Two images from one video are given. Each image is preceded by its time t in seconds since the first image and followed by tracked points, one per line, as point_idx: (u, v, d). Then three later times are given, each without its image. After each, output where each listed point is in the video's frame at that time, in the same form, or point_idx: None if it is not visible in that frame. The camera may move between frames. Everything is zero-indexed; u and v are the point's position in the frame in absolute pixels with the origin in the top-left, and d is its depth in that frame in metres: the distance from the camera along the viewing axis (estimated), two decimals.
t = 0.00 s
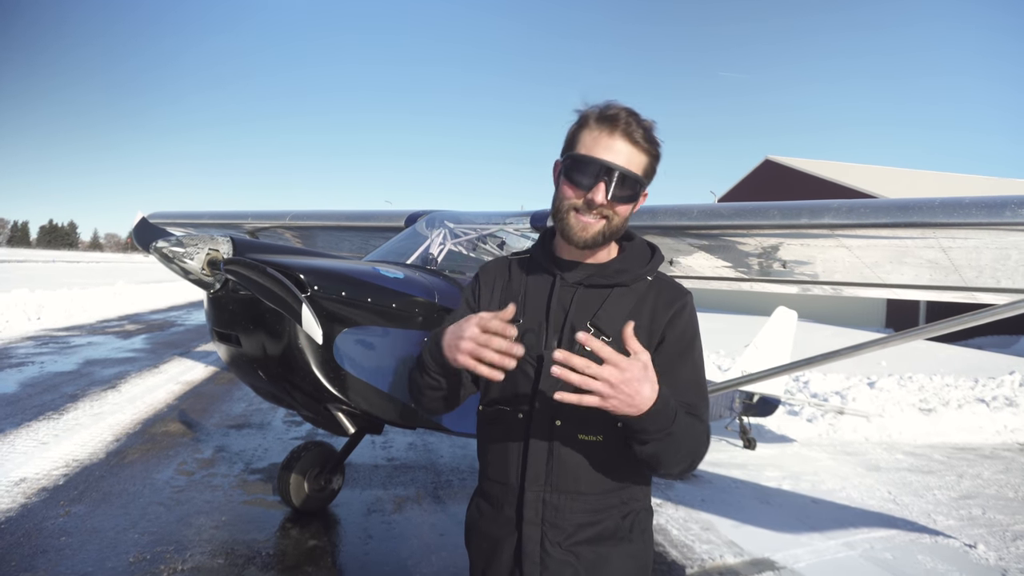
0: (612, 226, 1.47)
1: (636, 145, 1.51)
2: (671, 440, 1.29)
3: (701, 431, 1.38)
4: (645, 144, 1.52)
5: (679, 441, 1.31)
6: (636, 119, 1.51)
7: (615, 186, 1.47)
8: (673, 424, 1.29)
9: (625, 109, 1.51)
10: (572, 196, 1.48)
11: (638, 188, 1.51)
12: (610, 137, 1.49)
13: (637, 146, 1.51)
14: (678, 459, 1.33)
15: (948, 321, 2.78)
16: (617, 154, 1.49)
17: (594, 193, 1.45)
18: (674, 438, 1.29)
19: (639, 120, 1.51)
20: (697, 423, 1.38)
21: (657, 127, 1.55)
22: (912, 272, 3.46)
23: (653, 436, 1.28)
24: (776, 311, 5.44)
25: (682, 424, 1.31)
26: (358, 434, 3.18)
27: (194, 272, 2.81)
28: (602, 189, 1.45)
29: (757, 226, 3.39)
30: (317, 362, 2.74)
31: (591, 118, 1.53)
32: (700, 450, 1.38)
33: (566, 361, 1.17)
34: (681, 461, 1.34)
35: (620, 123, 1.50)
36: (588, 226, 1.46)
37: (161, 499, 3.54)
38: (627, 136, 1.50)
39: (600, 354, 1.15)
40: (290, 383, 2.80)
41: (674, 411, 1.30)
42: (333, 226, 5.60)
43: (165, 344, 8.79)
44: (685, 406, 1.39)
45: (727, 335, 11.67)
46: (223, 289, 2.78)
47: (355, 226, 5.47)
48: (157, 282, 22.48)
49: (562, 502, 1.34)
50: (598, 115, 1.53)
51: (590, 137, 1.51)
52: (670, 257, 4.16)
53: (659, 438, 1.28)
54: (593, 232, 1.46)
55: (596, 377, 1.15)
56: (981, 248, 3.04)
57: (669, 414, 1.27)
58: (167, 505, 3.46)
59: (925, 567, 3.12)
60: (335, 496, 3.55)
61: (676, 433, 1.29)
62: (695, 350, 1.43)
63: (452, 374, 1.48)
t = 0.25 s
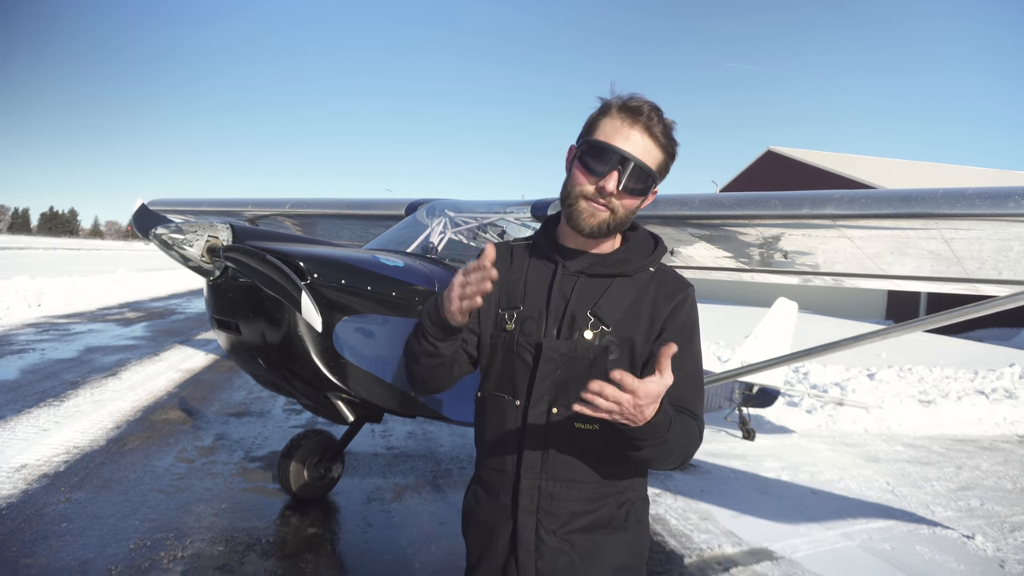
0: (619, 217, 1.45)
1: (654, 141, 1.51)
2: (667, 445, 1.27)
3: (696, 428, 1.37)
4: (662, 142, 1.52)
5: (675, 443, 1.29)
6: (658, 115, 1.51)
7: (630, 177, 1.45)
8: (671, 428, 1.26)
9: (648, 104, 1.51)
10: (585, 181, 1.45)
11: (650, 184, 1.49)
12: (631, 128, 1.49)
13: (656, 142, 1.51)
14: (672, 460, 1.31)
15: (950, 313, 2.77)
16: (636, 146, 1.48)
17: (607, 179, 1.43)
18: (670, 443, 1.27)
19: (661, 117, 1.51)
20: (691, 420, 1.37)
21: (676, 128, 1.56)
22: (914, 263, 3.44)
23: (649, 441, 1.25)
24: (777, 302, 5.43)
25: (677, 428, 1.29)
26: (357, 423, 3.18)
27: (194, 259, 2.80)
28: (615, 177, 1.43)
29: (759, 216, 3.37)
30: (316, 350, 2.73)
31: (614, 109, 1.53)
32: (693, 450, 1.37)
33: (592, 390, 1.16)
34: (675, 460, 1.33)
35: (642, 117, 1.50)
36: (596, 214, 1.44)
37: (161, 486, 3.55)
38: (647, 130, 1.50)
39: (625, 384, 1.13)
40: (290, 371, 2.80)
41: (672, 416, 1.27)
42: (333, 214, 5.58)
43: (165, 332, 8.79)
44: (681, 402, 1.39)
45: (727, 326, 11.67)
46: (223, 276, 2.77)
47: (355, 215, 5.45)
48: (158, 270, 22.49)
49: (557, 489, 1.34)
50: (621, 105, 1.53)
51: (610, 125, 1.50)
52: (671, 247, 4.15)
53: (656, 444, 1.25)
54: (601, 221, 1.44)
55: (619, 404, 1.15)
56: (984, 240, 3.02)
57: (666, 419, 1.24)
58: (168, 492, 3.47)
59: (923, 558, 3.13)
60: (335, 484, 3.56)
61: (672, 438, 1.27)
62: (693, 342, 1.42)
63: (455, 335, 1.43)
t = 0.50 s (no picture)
0: (615, 211, 1.44)
1: (654, 136, 1.50)
2: (646, 439, 1.26)
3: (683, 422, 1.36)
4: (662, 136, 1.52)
5: (654, 436, 1.28)
6: (659, 110, 1.50)
7: (629, 171, 1.44)
8: (648, 421, 1.25)
9: (650, 98, 1.50)
10: (584, 173, 1.44)
11: (649, 178, 1.49)
12: (632, 121, 1.48)
13: (655, 136, 1.50)
14: (655, 455, 1.30)
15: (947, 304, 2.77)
16: (637, 139, 1.47)
17: (606, 172, 1.42)
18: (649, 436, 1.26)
19: (660, 111, 1.51)
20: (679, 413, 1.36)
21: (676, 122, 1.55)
22: (911, 255, 3.44)
23: (628, 434, 1.24)
24: (775, 295, 5.43)
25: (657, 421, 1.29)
26: (354, 418, 3.18)
27: (189, 254, 2.79)
28: (614, 170, 1.43)
29: (756, 209, 3.36)
30: (313, 346, 2.72)
31: (615, 102, 1.52)
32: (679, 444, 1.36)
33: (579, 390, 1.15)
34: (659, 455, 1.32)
35: (643, 111, 1.49)
36: (593, 208, 1.43)
37: (159, 483, 3.55)
38: (647, 123, 1.49)
39: (612, 389, 1.12)
40: (286, 367, 2.79)
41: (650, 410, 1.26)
42: (330, 209, 5.56)
43: (163, 328, 8.78)
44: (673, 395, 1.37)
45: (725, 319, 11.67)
46: (219, 272, 2.76)
47: (352, 209, 5.44)
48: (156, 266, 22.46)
49: (554, 482, 1.34)
50: (621, 99, 1.52)
51: (610, 119, 1.49)
52: (668, 240, 4.14)
53: (634, 438, 1.25)
54: (597, 216, 1.43)
55: (606, 406, 1.15)
56: (981, 231, 3.02)
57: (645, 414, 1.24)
58: (166, 488, 3.47)
59: (920, 549, 3.14)
60: (332, 479, 3.56)
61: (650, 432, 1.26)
62: (688, 332, 1.40)
63: (460, 321, 1.42)
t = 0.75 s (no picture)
0: (609, 223, 1.45)
1: (646, 146, 1.50)
2: (632, 446, 1.26)
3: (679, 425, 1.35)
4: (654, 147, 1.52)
5: (642, 443, 1.27)
6: (649, 120, 1.51)
7: (621, 182, 1.45)
8: (632, 427, 1.25)
9: (640, 109, 1.51)
10: (577, 186, 1.45)
11: (642, 189, 1.49)
12: (623, 133, 1.48)
13: (647, 147, 1.50)
14: (646, 460, 1.30)
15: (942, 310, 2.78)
16: (628, 151, 1.48)
17: (598, 185, 1.43)
18: (635, 442, 1.25)
19: (652, 122, 1.51)
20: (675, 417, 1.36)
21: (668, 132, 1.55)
22: (905, 261, 3.46)
23: (614, 443, 1.23)
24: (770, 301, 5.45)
25: (645, 427, 1.28)
26: (351, 429, 3.17)
27: (184, 266, 2.78)
28: (606, 183, 1.43)
29: (750, 216, 3.38)
30: (309, 357, 2.72)
31: (606, 114, 1.52)
32: (675, 448, 1.35)
33: (552, 400, 1.15)
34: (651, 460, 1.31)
35: (634, 122, 1.50)
36: (586, 220, 1.44)
37: (155, 496, 3.52)
38: (639, 135, 1.50)
39: (584, 404, 1.12)
40: (282, 378, 2.78)
41: (635, 417, 1.26)
42: (325, 219, 5.56)
43: (158, 340, 8.75)
44: (668, 396, 1.37)
45: (721, 325, 11.70)
46: (214, 284, 2.75)
47: (347, 219, 5.44)
48: (151, 277, 22.37)
49: (556, 489, 1.34)
50: (613, 110, 1.52)
51: (602, 132, 1.49)
52: (663, 248, 4.16)
53: (620, 446, 1.24)
54: (591, 227, 1.44)
55: (580, 417, 1.15)
56: (973, 236, 3.04)
57: (628, 420, 1.24)
58: (162, 502, 3.44)
59: (918, 554, 3.14)
60: (330, 491, 3.54)
61: (636, 440, 1.26)
62: (683, 334, 1.40)
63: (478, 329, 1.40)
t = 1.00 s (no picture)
0: (605, 226, 1.46)
1: (636, 148, 1.50)
2: (598, 431, 1.21)
3: (660, 424, 1.31)
4: (646, 149, 1.53)
5: (608, 428, 1.22)
6: (639, 121, 1.51)
7: (614, 186, 1.45)
8: (596, 410, 1.21)
9: (629, 111, 1.51)
10: (570, 194, 1.47)
11: (636, 191, 1.50)
12: (613, 137, 1.49)
13: (637, 149, 1.51)
14: (618, 451, 1.25)
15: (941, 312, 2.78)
16: (619, 154, 1.48)
17: (591, 191, 1.44)
18: (600, 428, 1.21)
19: (642, 125, 1.51)
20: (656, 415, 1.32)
21: (659, 134, 1.55)
22: (903, 264, 3.46)
23: (578, 426, 1.20)
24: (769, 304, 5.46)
25: (613, 415, 1.24)
26: (350, 433, 3.16)
27: (183, 271, 2.78)
28: (599, 188, 1.44)
29: (749, 219, 3.39)
30: (308, 361, 2.72)
31: (595, 119, 1.53)
32: (655, 447, 1.30)
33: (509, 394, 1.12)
34: (624, 452, 1.26)
35: (624, 125, 1.50)
36: (583, 225, 1.45)
37: (153, 500, 3.52)
38: (630, 139, 1.50)
39: (538, 387, 1.09)
40: (282, 382, 2.78)
41: (599, 401, 1.23)
42: (324, 223, 5.56)
43: (156, 344, 8.73)
44: (649, 393, 1.34)
45: (720, 329, 11.71)
46: (213, 288, 2.75)
47: (346, 223, 5.45)
48: (149, 281, 22.34)
49: (555, 490, 1.34)
50: (604, 115, 1.53)
51: (594, 137, 1.50)
52: (662, 251, 4.17)
53: (585, 431, 1.21)
54: (587, 232, 1.45)
55: (541, 404, 1.10)
56: (972, 239, 3.04)
57: (590, 403, 1.20)
58: (160, 507, 3.43)
59: (918, 557, 3.14)
60: (329, 495, 3.53)
61: (601, 423, 1.21)
62: (676, 334, 1.40)
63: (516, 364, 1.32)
